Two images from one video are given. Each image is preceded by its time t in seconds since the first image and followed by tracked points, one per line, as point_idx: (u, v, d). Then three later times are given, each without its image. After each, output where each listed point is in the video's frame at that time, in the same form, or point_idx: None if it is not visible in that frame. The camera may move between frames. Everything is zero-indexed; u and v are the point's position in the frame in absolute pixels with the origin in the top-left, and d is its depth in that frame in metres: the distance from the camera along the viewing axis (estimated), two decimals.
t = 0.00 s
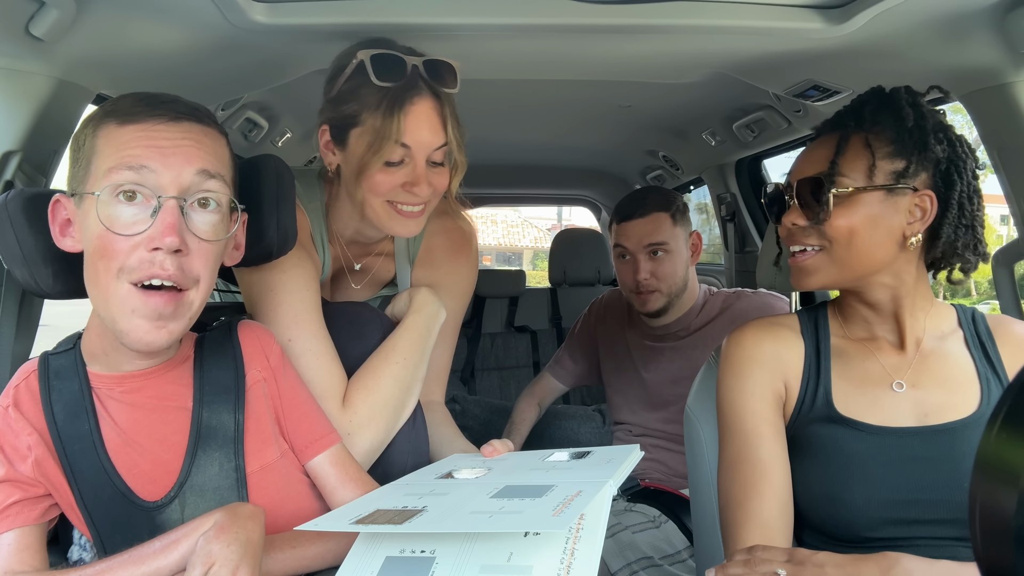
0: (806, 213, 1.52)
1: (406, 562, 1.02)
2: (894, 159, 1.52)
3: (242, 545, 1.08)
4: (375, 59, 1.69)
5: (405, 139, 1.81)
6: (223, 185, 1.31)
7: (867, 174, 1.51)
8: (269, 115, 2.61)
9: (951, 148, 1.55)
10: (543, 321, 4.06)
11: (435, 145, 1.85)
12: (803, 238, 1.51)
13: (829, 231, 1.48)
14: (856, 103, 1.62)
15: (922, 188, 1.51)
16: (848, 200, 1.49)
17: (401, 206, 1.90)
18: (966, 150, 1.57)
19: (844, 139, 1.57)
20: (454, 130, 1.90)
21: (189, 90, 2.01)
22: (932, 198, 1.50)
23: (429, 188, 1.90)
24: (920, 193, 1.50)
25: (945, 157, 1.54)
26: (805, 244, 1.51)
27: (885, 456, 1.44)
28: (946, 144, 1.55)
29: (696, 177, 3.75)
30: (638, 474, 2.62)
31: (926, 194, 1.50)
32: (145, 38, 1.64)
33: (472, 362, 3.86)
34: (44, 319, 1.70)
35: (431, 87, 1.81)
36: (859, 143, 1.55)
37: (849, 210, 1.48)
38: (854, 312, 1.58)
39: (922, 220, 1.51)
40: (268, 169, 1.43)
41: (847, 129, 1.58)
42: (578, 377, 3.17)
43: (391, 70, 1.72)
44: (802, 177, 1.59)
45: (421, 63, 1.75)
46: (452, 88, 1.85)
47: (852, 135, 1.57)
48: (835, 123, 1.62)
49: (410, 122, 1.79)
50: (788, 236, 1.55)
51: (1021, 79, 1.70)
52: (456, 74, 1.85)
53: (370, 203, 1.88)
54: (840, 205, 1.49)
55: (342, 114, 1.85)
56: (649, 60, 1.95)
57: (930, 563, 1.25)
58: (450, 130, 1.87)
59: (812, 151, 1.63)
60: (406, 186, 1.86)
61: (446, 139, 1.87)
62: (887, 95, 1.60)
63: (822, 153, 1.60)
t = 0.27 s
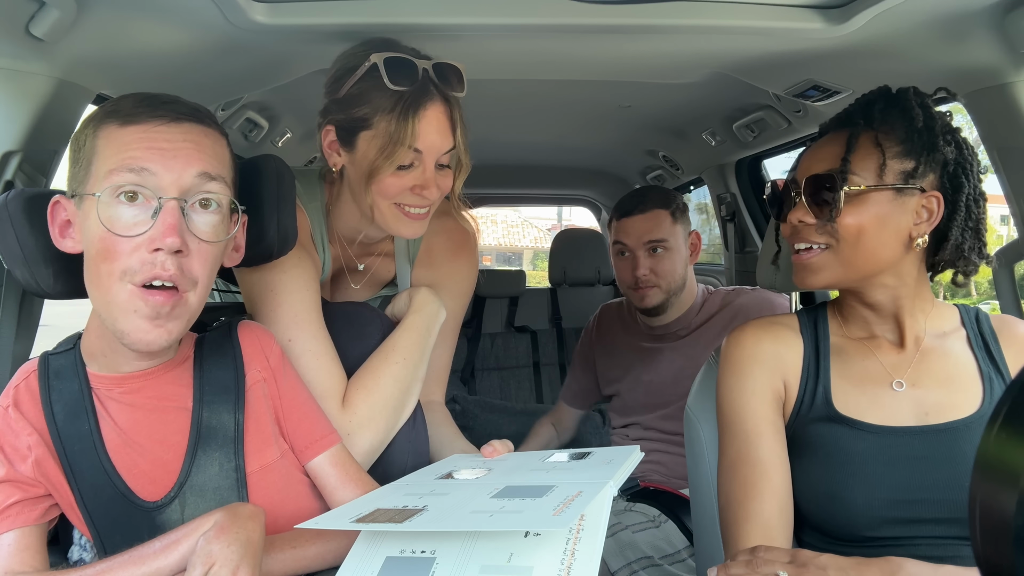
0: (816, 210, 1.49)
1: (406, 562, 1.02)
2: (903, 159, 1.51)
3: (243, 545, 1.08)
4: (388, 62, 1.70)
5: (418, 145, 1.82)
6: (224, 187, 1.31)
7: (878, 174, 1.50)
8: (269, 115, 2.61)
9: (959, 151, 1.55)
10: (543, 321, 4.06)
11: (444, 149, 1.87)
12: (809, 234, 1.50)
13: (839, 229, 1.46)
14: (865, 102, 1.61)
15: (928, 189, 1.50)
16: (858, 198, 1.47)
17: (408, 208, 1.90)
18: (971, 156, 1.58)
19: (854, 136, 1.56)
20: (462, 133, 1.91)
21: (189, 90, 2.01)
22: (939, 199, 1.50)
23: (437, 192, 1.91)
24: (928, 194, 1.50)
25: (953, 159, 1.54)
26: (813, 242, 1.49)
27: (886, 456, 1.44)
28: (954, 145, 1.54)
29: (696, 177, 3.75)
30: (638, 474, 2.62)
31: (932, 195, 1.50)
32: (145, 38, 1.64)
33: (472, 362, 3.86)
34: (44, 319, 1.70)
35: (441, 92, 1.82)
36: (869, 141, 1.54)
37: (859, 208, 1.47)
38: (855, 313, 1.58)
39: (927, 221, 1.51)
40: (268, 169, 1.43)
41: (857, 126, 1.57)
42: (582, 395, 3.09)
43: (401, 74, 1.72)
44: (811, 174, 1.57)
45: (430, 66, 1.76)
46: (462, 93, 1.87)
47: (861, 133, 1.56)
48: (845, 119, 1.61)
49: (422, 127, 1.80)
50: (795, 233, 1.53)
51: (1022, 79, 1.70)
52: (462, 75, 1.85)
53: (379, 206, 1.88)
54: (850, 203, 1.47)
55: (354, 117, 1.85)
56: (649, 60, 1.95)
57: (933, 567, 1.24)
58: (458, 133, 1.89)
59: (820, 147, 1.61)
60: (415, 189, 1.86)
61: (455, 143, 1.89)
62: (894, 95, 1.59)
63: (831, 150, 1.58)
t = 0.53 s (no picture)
0: (818, 210, 1.49)
1: (407, 562, 1.02)
2: (906, 159, 1.51)
3: (242, 545, 1.08)
4: (382, 60, 1.71)
5: (408, 142, 1.81)
6: (225, 188, 1.31)
7: (879, 173, 1.49)
8: (269, 115, 2.61)
9: (961, 153, 1.55)
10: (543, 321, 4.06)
11: (438, 148, 1.86)
12: (809, 234, 1.50)
13: (840, 230, 1.46)
14: (868, 99, 1.61)
15: (931, 190, 1.50)
16: (859, 198, 1.47)
17: (401, 207, 1.90)
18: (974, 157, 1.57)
19: (857, 135, 1.56)
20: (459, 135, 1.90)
21: (189, 90, 2.01)
22: (942, 202, 1.50)
23: (430, 190, 1.89)
24: (928, 195, 1.49)
25: (956, 161, 1.53)
26: (814, 242, 1.49)
27: (883, 459, 1.44)
28: (956, 145, 1.54)
29: (696, 177, 3.74)
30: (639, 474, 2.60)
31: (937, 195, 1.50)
32: (145, 38, 1.64)
33: (472, 362, 3.86)
34: (44, 319, 1.70)
35: (437, 92, 1.81)
36: (872, 140, 1.54)
37: (860, 209, 1.47)
38: (851, 314, 1.58)
39: (929, 223, 1.51)
40: (268, 169, 1.43)
41: (859, 125, 1.57)
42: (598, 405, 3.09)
43: (396, 72, 1.73)
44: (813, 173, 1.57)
45: (426, 65, 1.76)
46: (458, 93, 1.85)
47: (864, 132, 1.56)
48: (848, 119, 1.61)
49: (413, 124, 1.79)
50: (796, 232, 1.53)
51: (1022, 79, 1.70)
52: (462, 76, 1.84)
53: (371, 203, 1.88)
54: (851, 203, 1.47)
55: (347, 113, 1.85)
56: (649, 60, 1.95)
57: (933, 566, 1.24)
58: (453, 133, 1.87)
59: (822, 146, 1.61)
60: (406, 187, 1.86)
61: (449, 143, 1.87)
62: (898, 94, 1.59)
63: (833, 149, 1.58)
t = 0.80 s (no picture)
0: (821, 212, 1.48)
1: (407, 562, 1.02)
2: (910, 160, 1.51)
3: (243, 545, 1.08)
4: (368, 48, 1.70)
5: (384, 126, 1.79)
6: (226, 190, 1.31)
7: (884, 176, 1.49)
8: (269, 115, 2.61)
9: (965, 154, 1.55)
10: (543, 321, 4.06)
11: (419, 136, 1.83)
12: (810, 236, 1.48)
13: (840, 234, 1.45)
14: (872, 99, 1.62)
15: (934, 193, 1.49)
16: (860, 201, 1.47)
17: (384, 199, 1.86)
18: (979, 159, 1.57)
19: (861, 135, 1.55)
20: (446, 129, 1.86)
21: (189, 90, 2.01)
22: (944, 203, 1.50)
23: (409, 181, 1.83)
24: (932, 198, 1.49)
25: (959, 162, 1.53)
26: (813, 245, 1.48)
27: (884, 459, 1.44)
28: (960, 146, 1.54)
29: (696, 177, 3.74)
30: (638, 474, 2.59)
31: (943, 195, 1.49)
32: (145, 38, 1.64)
33: (472, 362, 3.85)
34: (44, 319, 1.70)
35: (420, 82, 1.80)
36: (875, 141, 1.54)
37: (861, 212, 1.46)
38: (852, 314, 1.57)
39: (932, 224, 1.50)
40: (268, 170, 1.43)
41: (863, 125, 1.57)
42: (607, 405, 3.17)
43: (381, 61, 1.72)
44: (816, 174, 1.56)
45: (413, 57, 1.75)
46: (446, 83, 1.83)
47: (868, 133, 1.55)
48: (852, 120, 1.61)
49: (391, 110, 1.78)
50: (797, 234, 1.52)
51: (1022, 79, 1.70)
52: (455, 70, 1.83)
53: (352, 192, 1.86)
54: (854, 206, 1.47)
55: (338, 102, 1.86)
56: (650, 60, 1.95)
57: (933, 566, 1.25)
58: (436, 123, 1.83)
59: (826, 147, 1.60)
60: (383, 175, 1.82)
61: (433, 131, 1.84)
62: (902, 93, 1.60)
63: (837, 150, 1.57)
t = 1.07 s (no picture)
0: (823, 213, 1.47)
1: (407, 562, 1.02)
2: (911, 160, 1.50)
3: (242, 545, 1.08)
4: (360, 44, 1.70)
5: (376, 122, 1.80)
6: (225, 193, 1.31)
7: (885, 176, 1.48)
8: (269, 115, 2.61)
9: (966, 154, 1.55)
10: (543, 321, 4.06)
11: (411, 132, 1.84)
12: (811, 238, 1.48)
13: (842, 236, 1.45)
14: (874, 99, 1.62)
15: (935, 194, 1.49)
16: (862, 202, 1.46)
17: (378, 196, 1.86)
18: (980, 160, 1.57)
19: (862, 135, 1.54)
20: (440, 125, 1.86)
21: (189, 90, 2.01)
22: (946, 206, 1.50)
23: (402, 177, 1.84)
24: (933, 198, 1.49)
25: (960, 163, 1.53)
26: (814, 247, 1.47)
27: (884, 459, 1.44)
28: (960, 146, 1.54)
29: (696, 177, 3.74)
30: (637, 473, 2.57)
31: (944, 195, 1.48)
32: (145, 38, 1.64)
33: (472, 362, 3.85)
34: (44, 319, 1.70)
35: (411, 78, 1.79)
36: (876, 142, 1.54)
37: (863, 214, 1.46)
38: (853, 315, 1.57)
39: (933, 226, 1.50)
40: (267, 171, 1.43)
41: (864, 126, 1.56)
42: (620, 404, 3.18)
43: (373, 59, 1.72)
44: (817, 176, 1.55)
45: (406, 54, 1.75)
46: (440, 79, 1.81)
47: (869, 133, 1.55)
48: (852, 121, 1.61)
49: (382, 106, 1.79)
50: (798, 236, 1.51)
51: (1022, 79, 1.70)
52: (447, 67, 1.82)
53: (347, 189, 1.87)
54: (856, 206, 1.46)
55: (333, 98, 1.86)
56: (650, 60, 1.95)
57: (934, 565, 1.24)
58: (428, 119, 1.84)
59: (827, 148, 1.59)
60: (377, 172, 1.83)
61: (425, 128, 1.84)
62: (903, 93, 1.60)
63: (839, 150, 1.56)
